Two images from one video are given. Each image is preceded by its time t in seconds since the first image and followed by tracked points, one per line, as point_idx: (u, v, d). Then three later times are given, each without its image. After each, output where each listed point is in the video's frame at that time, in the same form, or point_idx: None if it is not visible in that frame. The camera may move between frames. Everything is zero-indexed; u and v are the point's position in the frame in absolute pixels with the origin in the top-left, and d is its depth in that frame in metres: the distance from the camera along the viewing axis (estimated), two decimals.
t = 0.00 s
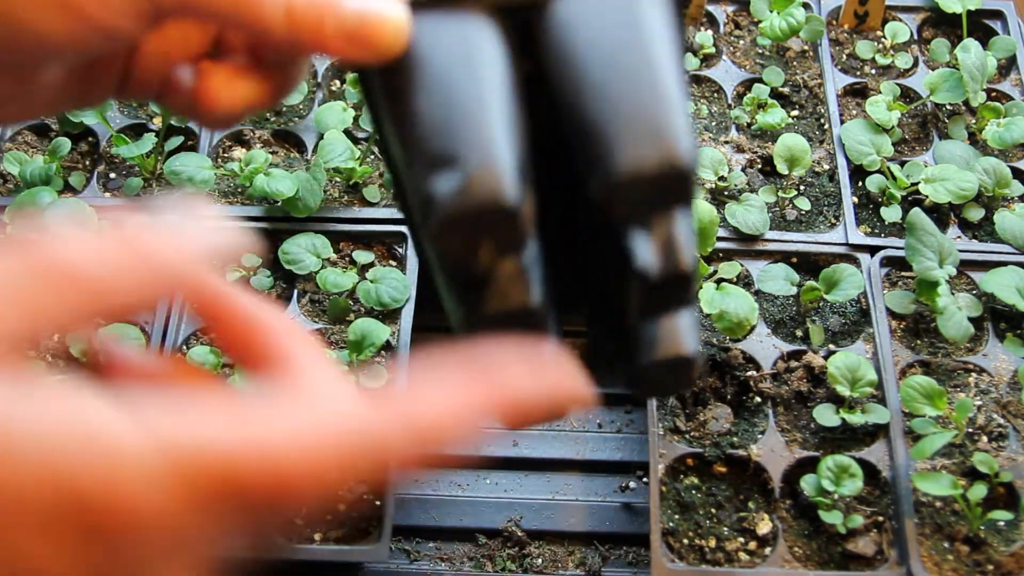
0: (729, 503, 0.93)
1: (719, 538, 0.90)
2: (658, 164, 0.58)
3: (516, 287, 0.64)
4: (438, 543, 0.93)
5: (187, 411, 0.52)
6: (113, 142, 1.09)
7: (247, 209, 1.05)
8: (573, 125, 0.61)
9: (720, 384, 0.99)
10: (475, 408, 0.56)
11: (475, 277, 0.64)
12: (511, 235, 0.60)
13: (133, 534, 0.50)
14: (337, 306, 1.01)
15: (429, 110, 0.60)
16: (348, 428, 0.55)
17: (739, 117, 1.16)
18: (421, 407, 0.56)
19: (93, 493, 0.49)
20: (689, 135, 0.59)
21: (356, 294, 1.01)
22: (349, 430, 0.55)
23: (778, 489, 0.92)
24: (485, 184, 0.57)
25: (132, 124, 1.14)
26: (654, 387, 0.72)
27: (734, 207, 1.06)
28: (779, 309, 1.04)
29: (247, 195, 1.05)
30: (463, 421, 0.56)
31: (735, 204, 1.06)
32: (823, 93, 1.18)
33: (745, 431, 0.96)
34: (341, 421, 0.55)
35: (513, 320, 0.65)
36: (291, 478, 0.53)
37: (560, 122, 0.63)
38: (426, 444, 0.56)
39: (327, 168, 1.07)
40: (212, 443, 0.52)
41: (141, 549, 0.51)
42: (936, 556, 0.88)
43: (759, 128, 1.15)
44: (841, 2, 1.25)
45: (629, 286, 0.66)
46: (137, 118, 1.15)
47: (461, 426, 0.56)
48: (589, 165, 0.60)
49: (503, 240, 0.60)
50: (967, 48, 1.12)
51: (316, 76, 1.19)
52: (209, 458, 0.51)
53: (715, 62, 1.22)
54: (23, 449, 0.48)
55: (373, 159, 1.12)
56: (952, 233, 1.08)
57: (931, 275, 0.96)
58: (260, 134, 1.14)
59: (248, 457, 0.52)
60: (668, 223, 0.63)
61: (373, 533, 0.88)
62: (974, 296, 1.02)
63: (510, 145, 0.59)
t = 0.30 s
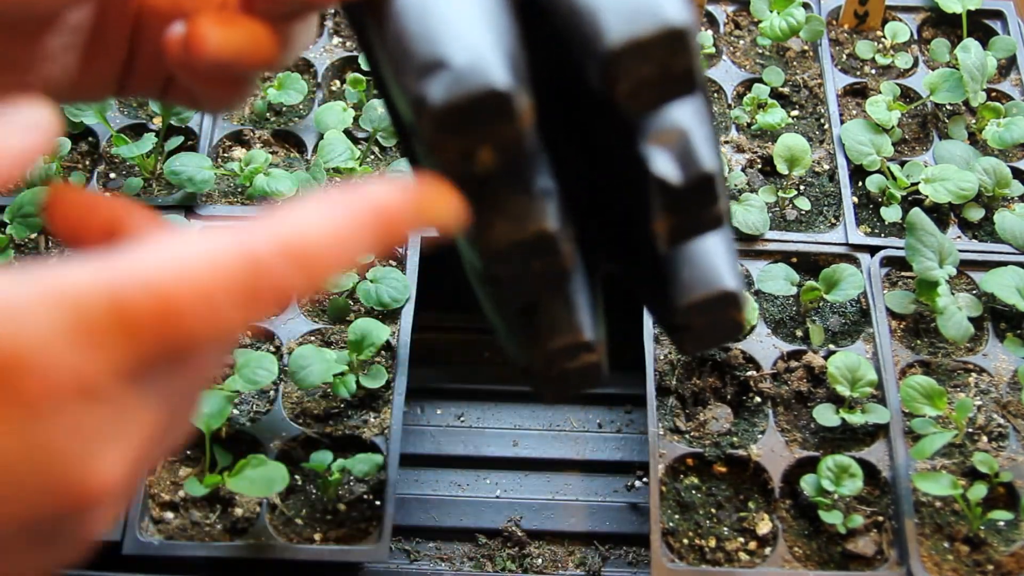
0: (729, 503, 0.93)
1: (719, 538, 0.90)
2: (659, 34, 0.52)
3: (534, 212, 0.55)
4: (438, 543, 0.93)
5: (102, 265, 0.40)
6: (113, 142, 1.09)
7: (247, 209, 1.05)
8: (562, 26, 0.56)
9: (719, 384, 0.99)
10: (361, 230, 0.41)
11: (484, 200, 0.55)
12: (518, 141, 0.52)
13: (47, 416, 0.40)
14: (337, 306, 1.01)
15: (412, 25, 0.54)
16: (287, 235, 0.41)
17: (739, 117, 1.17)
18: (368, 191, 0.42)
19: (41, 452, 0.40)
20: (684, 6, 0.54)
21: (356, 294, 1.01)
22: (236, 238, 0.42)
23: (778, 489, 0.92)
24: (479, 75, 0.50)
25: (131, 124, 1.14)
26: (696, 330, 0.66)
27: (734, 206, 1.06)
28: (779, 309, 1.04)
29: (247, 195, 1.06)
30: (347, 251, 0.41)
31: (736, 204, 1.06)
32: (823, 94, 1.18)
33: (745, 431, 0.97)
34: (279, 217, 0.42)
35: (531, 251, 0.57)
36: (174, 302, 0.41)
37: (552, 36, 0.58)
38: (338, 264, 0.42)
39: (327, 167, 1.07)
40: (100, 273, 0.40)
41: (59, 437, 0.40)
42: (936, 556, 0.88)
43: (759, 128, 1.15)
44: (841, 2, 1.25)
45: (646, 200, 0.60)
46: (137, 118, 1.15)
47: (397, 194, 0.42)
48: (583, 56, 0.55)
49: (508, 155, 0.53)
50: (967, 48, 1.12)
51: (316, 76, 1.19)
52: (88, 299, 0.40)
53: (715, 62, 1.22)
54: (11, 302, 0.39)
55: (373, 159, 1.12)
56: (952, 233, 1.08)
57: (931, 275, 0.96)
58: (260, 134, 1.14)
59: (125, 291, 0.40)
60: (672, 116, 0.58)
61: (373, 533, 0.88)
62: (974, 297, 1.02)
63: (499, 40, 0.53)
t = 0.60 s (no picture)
0: (729, 503, 0.93)
1: (719, 538, 0.90)
2: (648, 14, 0.55)
3: (529, 198, 0.58)
4: (438, 543, 0.93)
5: (206, 319, 0.47)
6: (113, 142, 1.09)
7: (247, 209, 1.05)
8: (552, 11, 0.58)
9: (720, 384, 0.99)
10: (479, 291, 0.46)
11: (486, 184, 0.57)
12: (505, 126, 0.54)
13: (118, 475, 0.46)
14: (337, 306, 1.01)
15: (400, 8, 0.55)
16: (394, 295, 0.46)
17: (739, 117, 1.17)
18: (493, 252, 0.46)
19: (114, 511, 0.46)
20: None
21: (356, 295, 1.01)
22: (349, 298, 0.47)
23: (778, 489, 0.92)
24: (464, 58, 0.52)
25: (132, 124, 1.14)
26: (705, 320, 0.67)
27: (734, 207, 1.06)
28: (779, 309, 1.04)
29: (248, 195, 1.06)
30: (449, 314, 0.46)
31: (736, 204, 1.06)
32: (823, 94, 1.18)
33: (745, 431, 0.96)
34: (385, 280, 0.47)
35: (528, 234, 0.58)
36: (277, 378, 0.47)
37: (544, 25, 0.60)
38: (444, 332, 0.46)
39: (326, 167, 1.07)
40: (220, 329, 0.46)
41: (137, 491, 0.47)
42: (936, 556, 0.88)
43: (759, 128, 1.15)
44: (841, 2, 1.25)
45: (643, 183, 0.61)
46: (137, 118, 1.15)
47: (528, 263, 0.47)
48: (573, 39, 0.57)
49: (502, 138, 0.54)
50: (967, 47, 1.12)
51: (316, 76, 1.19)
52: (170, 359, 0.46)
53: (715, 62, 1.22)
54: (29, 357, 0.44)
55: (373, 158, 1.12)
56: (952, 233, 1.08)
57: (931, 275, 0.96)
58: (259, 134, 1.14)
59: (253, 354, 0.46)
60: (667, 99, 0.60)
61: (373, 533, 0.88)
62: (974, 296, 1.02)
63: (491, 25, 0.54)
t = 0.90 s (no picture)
0: (729, 503, 0.93)
1: (719, 538, 0.90)
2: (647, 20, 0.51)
3: (529, 206, 0.54)
4: (438, 543, 0.93)
5: (113, 201, 0.39)
6: (113, 143, 1.09)
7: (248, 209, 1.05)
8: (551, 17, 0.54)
9: (720, 384, 0.99)
10: (378, 152, 0.41)
11: (479, 196, 0.54)
12: (506, 133, 0.51)
13: (58, 358, 0.40)
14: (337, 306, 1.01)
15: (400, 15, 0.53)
16: (298, 158, 0.39)
17: (739, 117, 1.17)
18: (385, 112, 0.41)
19: (49, 396, 0.41)
20: None
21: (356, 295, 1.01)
22: (250, 163, 0.40)
23: (778, 489, 0.92)
24: (469, 65, 0.49)
25: (132, 124, 1.14)
26: (700, 324, 0.63)
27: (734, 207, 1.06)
28: (779, 309, 1.04)
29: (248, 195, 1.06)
30: (367, 177, 0.41)
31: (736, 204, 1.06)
32: (823, 93, 1.18)
33: (745, 431, 0.97)
34: (292, 140, 0.40)
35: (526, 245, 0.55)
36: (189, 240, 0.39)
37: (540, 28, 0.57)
38: (360, 191, 0.41)
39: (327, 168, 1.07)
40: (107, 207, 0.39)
41: (60, 380, 0.41)
42: (936, 556, 0.88)
43: (758, 128, 1.15)
44: (841, 2, 1.25)
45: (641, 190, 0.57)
46: (137, 118, 1.15)
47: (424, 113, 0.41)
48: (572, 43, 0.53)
49: (503, 143, 0.52)
50: (967, 47, 1.12)
51: (316, 76, 1.19)
52: (95, 232, 0.39)
53: (715, 62, 1.22)
54: None
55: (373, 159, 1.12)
56: (952, 233, 1.08)
57: (931, 276, 0.96)
58: (259, 134, 1.14)
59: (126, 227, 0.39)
60: (668, 104, 0.55)
61: (372, 533, 0.88)
62: (974, 297, 1.02)
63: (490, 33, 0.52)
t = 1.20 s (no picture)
0: (729, 503, 0.93)
1: (719, 538, 0.90)
2: (657, 85, 0.51)
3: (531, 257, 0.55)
4: (438, 544, 0.93)
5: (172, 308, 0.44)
6: (113, 143, 1.09)
7: (247, 209, 1.05)
8: (561, 75, 0.54)
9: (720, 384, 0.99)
10: (428, 296, 0.46)
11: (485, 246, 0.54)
12: (517, 193, 0.51)
13: (97, 451, 0.44)
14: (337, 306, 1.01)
15: (413, 70, 0.53)
16: (351, 295, 0.45)
17: (739, 117, 1.16)
18: (438, 261, 0.47)
19: (81, 483, 0.44)
20: (682, 56, 0.52)
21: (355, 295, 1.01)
22: (308, 296, 0.46)
23: (778, 489, 0.92)
24: (481, 127, 0.49)
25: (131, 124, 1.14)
26: (696, 371, 0.65)
27: (735, 206, 1.06)
28: (779, 309, 1.04)
29: (248, 195, 1.06)
30: (410, 317, 0.46)
31: (736, 204, 1.06)
32: (823, 93, 1.18)
33: (745, 431, 0.97)
34: (344, 279, 0.46)
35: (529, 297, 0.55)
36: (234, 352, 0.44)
37: (550, 84, 0.56)
38: (400, 329, 0.46)
39: (327, 167, 1.07)
40: (163, 306, 0.44)
41: (99, 470, 0.45)
42: (936, 556, 0.88)
43: (758, 128, 1.15)
44: (841, 2, 1.25)
45: (645, 245, 0.58)
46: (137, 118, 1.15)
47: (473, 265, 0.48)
48: (580, 104, 0.52)
49: (513, 204, 0.52)
50: (967, 47, 1.12)
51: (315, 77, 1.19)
52: (151, 334, 0.44)
53: (715, 62, 1.22)
54: None
55: (373, 159, 1.12)
56: (952, 233, 1.08)
57: (931, 276, 0.96)
58: (260, 134, 1.14)
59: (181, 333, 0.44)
60: (671, 163, 0.57)
61: (373, 533, 0.88)
62: (974, 297, 1.02)
63: (501, 90, 0.51)
